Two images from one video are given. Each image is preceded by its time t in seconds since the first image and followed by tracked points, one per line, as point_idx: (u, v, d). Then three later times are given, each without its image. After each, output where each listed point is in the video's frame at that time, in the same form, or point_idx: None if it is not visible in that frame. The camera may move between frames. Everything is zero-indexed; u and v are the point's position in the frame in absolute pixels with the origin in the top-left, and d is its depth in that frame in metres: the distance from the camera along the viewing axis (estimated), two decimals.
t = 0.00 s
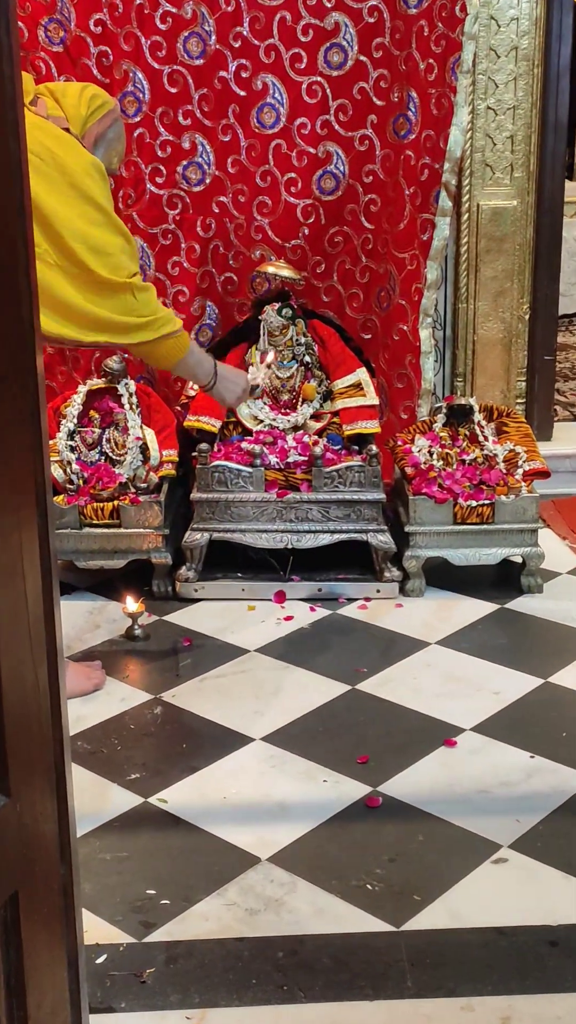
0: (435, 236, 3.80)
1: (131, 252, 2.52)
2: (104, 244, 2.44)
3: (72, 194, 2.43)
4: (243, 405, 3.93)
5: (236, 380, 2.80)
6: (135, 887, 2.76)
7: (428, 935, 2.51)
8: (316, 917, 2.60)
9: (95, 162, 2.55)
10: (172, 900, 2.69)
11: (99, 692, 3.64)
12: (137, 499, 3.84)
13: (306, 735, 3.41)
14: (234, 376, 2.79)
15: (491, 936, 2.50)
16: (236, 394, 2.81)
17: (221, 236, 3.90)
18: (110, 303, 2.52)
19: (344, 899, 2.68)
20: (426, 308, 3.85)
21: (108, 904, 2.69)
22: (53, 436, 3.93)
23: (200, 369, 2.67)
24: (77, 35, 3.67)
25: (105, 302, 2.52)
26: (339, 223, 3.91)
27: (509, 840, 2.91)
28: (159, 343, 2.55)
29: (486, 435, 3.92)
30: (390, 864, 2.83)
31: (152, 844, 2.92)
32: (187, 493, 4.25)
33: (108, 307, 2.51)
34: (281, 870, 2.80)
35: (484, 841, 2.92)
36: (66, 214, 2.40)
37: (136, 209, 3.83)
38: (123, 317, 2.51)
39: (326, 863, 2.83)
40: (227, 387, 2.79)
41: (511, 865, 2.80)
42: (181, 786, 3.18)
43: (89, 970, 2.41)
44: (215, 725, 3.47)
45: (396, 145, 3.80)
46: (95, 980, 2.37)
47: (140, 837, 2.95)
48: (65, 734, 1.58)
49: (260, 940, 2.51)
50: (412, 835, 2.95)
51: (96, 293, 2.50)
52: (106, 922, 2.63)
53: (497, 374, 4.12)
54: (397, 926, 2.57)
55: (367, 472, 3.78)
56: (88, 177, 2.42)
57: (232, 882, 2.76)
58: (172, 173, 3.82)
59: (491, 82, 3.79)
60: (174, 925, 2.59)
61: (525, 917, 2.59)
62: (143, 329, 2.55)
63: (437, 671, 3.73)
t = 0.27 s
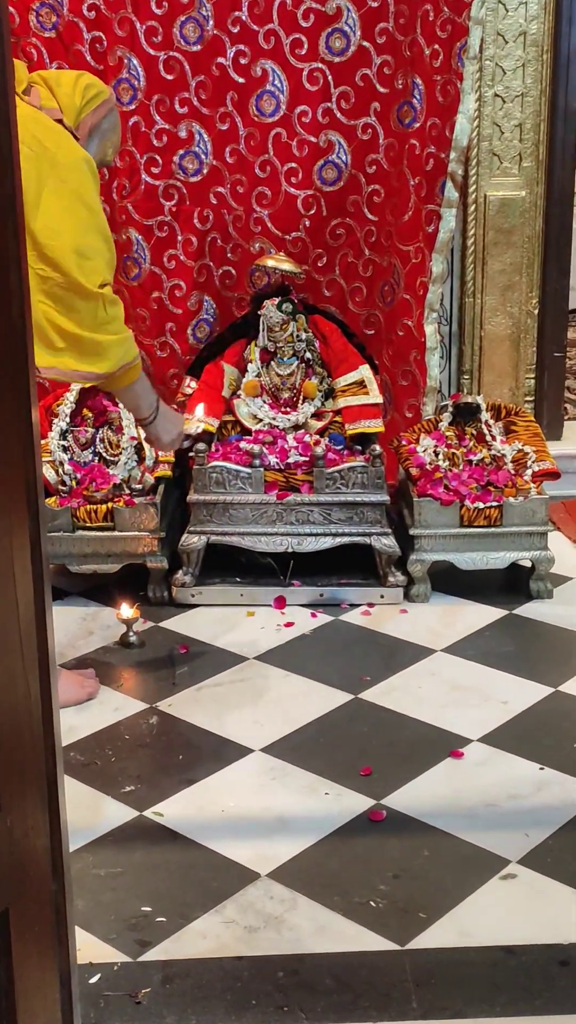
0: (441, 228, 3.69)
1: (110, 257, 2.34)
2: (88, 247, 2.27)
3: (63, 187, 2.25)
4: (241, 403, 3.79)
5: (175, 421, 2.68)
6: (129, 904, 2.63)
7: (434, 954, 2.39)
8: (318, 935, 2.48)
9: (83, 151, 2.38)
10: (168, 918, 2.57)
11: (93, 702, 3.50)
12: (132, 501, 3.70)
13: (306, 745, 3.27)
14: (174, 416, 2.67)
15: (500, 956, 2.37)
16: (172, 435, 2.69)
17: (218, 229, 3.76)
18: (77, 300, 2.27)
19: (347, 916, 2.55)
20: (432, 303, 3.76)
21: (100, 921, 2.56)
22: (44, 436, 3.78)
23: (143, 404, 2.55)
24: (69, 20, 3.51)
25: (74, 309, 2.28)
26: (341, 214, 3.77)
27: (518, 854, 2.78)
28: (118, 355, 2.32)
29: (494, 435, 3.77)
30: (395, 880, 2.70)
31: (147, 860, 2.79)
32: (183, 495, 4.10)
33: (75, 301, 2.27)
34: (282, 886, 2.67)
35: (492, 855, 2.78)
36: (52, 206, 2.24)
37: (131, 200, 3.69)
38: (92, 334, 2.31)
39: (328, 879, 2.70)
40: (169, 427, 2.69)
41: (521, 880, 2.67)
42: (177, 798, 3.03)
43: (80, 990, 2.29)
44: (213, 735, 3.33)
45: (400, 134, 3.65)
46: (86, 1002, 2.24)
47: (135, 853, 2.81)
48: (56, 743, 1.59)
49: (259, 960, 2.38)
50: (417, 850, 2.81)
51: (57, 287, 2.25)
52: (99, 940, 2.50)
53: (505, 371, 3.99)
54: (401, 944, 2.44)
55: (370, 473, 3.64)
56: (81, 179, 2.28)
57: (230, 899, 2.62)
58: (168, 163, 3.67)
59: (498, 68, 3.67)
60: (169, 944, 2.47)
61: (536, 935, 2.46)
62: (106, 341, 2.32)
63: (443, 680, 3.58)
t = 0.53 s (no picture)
0: (448, 223, 3.54)
1: (88, 259, 2.27)
2: (71, 245, 2.20)
3: (58, 182, 2.18)
4: (242, 404, 3.69)
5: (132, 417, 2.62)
6: (127, 919, 2.52)
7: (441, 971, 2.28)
8: (322, 951, 2.38)
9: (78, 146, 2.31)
10: (166, 934, 2.46)
11: (88, 711, 3.38)
12: (129, 504, 3.58)
13: (309, 756, 3.16)
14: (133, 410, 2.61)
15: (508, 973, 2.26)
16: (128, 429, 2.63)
17: (218, 224, 3.65)
18: (53, 299, 2.17)
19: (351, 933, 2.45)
20: (438, 300, 3.61)
21: (96, 937, 2.46)
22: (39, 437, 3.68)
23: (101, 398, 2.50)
24: (66, 9, 3.42)
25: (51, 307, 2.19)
26: (345, 209, 3.67)
27: (527, 869, 2.67)
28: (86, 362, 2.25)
29: (503, 436, 3.65)
30: (400, 894, 2.60)
31: (145, 873, 2.68)
32: (182, 499, 3.98)
33: (54, 300, 2.17)
34: (284, 902, 2.57)
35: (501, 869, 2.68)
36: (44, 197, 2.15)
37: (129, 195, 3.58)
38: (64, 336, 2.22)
39: (331, 894, 2.59)
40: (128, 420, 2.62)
41: (530, 895, 2.56)
42: (177, 810, 2.93)
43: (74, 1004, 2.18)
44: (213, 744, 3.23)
45: (405, 126, 3.55)
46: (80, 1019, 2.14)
47: (132, 867, 2.70)
48: (51, 757, 1.58)
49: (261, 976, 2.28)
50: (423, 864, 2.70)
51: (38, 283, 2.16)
52: (96, 956, 2.40)
53: (514, 370, 3.88)
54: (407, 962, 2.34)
55: (374, 475, 3.54)
56: (78, 177, 2.21)
57: (230, 914, 2.52)
58: (166, 156, 3.57)
59: (507, 58, 3.57)
60: (168, 962, 2.37)
61: (547, 954, 2.36)
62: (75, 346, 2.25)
63: (450, 689, 3.46)
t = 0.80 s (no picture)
0: (455, 219, 3.44)
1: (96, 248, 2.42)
2: (76, 237, 2.34)
3: (55, 176, 2.31)
4: (242, 405, 3.57)
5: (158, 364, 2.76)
6: (124, 936, 2.41)
7: (449, 993, 2.17)
8: (325, 970, 2.27)
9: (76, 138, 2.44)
10: (165, 952, 2.35)
11: (84, 723, 3.27)
12: (127, 509, 3.48)
13: (312, 769, 3.04)
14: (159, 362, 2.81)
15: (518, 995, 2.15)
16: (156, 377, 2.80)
17: (219, 219, 3.54)
18: (64, 294, 2.30)
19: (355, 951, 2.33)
20: (445, 298, 3.49)
21: (92, 957, 2.34)
22: (34, 438, 3.56)
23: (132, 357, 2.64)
24: None
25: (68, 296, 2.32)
26: (348, 204, 3.55)
27: (538, 885, 2.55)
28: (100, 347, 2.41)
29: (511, 437, 3.56)
30: (406, 911, 2.48)
31: (143, 889, 2.57)
32: (182, 503, 3.86)
33: (67, 297, 2.31)
34: (286, 919, 2.45)
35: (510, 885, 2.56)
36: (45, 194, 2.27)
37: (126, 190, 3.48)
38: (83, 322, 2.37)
39: (335, 910, 2.48)
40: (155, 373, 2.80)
41: (541, 913, 2.45)
42: (176, 824, 2.81)
43: None
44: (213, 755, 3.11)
45: (411, 118, 3.44)
46: None
47: (130, 883, 2.59)
48: (47, 770, 1.49)
49: (262, 997, 2.17)
50: (429, 879, 2.58)
51: (46, 279, 2.28)
52: (92, 976, 2.28)
53: (523, 369, 3.76)
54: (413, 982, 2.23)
55: (379, 478, 3.43)
56: (78, 173, 2.36)
57: (230, 931, 2.41)
58: (165, 150, 3.46)
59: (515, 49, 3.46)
60: (165, 982, 2.25)
61: (560, 974, 2.24)
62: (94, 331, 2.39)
63: (458, 699, 3.34)
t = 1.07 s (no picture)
0: (464, 212, 3.33)
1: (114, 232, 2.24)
2: (86, 229, 2.16)
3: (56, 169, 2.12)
4: (243, 405, 3.44)
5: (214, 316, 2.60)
6: (120, 957, 2.28)
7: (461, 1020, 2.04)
8: (329, 994, 2.14)
9: (76, 124, 2.23)
10: (163, 974, 2.22)
11: (79, 735, 3.13)
12: (123, 514, 3.34)
13: (315, 784, 2.90)
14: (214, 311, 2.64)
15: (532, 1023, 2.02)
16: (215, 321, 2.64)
17: (218, 213, 3.41)
18: (79, 288, 2.17)
19: (361, 974, 2.20)
20: (454, 294, 3.39)
21: (87, 980, 2.21)
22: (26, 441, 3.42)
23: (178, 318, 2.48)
24: None
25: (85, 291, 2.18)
26: (353, 197, 3.41)
27: (552, 905, 2.42)
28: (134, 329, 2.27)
29: (523, 439, 3.41)
30: (415, 932, 2.34)
31: (140, 909, 2.43)
32: (180, 507, 3.71)
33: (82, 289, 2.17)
34: (289, 940, 2.32)
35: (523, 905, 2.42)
36: (39, 190, 2.09)
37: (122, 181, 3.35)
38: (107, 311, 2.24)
39: (340, 930, 2.34)
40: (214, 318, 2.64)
41: (556, 934, 2.31)
42: (175, 841, 2.68)
43: None
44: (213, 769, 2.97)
45: (418, 108, 3.32)
46: None
47: (126, 902, 2.45)
48: (42, 781, 1.44)
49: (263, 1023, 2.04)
50: (438, 899, 2.45)
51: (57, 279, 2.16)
52: (86, 999, 2.15)
53: (535, 368, 3.56)
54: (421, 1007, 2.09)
55: (385, 482, 3.31)
56: (77, 158, 2.14)
57: (231, 953, 2.27)
58: (163, 141, 3.34)
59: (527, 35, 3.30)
60: (162, 1007, 2.12)
61: None
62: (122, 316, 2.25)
63: (468, 712, 3.20)
